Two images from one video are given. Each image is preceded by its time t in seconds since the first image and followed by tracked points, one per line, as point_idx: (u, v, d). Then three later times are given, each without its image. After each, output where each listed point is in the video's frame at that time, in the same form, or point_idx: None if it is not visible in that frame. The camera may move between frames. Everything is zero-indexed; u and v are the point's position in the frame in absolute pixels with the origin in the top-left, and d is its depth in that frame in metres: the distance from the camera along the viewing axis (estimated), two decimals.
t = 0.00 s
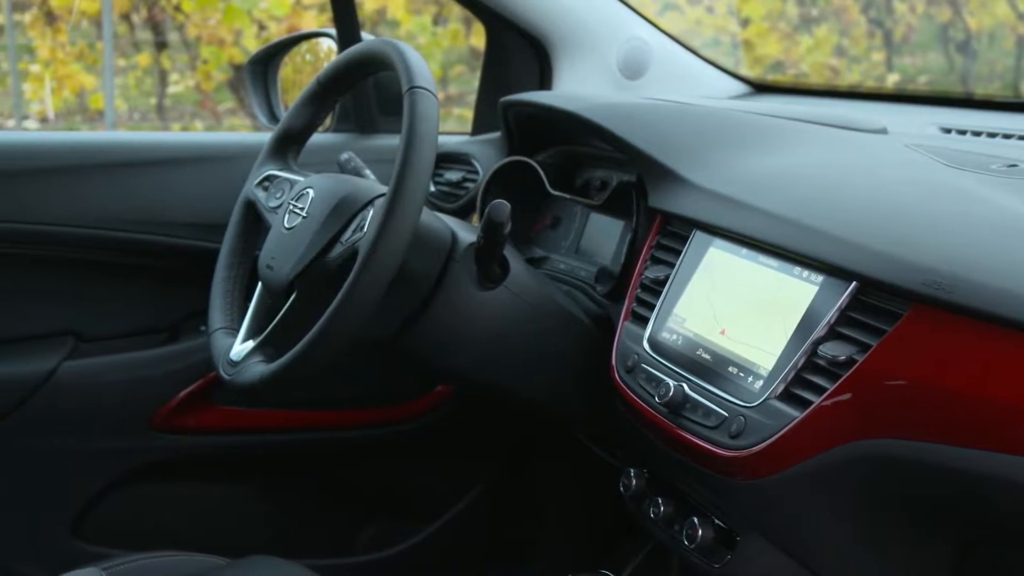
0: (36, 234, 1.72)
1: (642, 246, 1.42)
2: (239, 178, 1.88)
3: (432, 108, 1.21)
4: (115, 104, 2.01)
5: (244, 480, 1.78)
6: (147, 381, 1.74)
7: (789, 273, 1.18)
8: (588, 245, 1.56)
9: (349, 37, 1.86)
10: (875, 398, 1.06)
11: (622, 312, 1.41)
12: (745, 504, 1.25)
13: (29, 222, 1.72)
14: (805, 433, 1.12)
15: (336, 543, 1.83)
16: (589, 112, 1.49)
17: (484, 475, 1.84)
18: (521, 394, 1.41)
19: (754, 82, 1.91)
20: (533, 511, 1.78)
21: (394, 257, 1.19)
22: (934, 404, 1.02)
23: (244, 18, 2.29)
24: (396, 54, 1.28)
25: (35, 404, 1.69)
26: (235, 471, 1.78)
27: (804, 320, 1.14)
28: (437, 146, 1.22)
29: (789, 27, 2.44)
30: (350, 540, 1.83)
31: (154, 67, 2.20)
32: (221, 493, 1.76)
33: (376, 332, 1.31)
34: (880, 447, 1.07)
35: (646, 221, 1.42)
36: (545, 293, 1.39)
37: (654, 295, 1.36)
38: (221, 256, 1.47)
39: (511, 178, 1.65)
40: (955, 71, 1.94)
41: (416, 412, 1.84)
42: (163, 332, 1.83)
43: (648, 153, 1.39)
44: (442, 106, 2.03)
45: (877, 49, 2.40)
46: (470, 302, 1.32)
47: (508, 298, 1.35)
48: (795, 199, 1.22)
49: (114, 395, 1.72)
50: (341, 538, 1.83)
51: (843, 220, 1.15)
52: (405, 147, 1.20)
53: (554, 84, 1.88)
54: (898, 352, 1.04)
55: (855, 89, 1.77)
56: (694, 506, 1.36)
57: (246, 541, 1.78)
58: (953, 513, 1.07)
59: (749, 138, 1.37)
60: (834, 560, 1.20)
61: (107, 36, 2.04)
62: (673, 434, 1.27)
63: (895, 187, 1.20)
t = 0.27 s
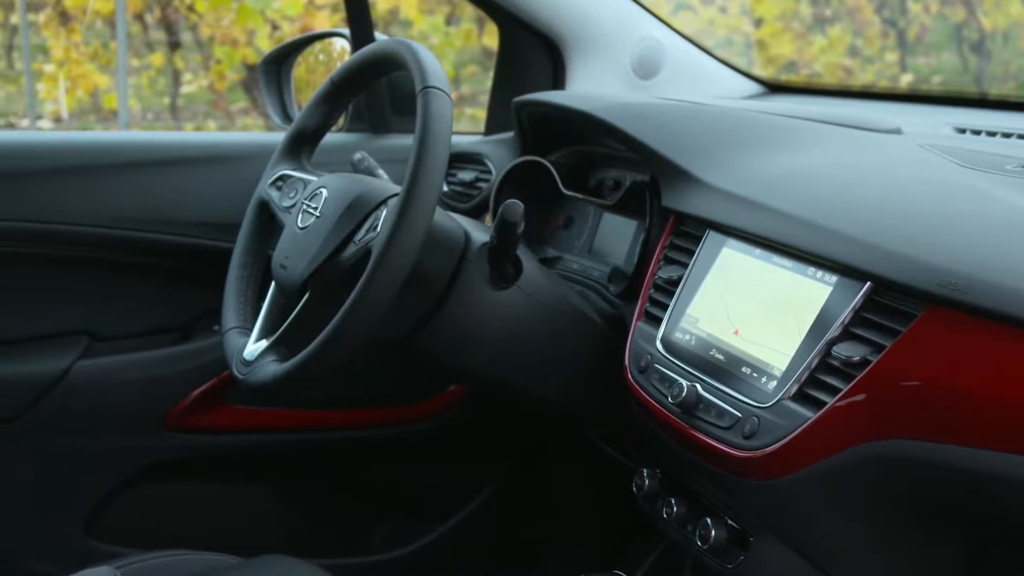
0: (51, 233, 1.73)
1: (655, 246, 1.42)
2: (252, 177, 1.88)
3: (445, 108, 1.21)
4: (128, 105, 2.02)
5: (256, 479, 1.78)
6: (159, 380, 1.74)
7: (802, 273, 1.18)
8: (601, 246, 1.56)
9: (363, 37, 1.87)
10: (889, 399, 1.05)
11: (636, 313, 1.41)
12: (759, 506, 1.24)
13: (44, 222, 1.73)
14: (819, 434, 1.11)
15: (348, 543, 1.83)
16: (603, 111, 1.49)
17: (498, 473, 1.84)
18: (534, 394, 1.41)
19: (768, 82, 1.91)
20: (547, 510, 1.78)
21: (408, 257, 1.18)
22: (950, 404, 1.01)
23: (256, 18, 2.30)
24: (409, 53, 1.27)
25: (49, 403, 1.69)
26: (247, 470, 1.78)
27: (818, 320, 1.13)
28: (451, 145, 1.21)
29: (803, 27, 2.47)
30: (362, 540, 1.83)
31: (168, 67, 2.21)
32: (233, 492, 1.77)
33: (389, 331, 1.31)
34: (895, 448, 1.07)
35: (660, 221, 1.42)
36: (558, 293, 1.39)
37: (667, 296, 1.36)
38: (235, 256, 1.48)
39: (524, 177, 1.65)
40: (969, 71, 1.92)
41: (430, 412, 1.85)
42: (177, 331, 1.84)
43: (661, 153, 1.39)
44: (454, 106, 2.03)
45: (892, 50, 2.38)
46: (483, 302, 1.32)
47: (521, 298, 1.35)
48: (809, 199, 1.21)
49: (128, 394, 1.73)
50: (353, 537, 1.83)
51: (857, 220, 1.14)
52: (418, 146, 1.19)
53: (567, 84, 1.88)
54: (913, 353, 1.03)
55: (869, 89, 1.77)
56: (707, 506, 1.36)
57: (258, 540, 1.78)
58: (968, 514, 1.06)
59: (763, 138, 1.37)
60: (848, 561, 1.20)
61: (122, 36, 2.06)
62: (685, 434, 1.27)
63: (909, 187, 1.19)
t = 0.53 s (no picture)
0: (64, 233, 1.74)
1: (667, 246, 1.42)
2: (263, 177, 1.88)
3: (457, 108, 1.21)
4: (139, 104, 2.08)
5: (265, 479, 1.78)
6: (170, 379, 1.75)
7: (814, 274, 1.17)
8: (612, 245, 1.56)
9: (374, 37, 1.87)
10: (901, 400, 1.05)
11: (647, 312, 1.41)
12: (771, 507, 1.24)
13: (57, 221, 1.74)
14: (831, 435, 1.11)
15: (358, 543, 1.83)
16: (614, 111, 1.49)
17: (507, 474, 1.84)
18: (544, 394, 1.41)
19: (779, 82, 1.90)
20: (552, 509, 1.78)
21: (419, 257, 1.18)
22: (962, 406, 1.00)
23: (268, 18, 2.29)
24: (421, 53, 1.27)
25: (61, 402, 1.70)
26: (257, 469, 1.78)
27: (830, 321, 1.13)
28: (462, 145, 1.21)
29: (814, 27, 2.47)
30: (373, 540, 1.84)
31: (180, 67, 2.21)
32: (244, 492, 1.77)
33: (401, 331, 1.31)
34: (908, 449, 1.06)
35: (671, 221, 1.42)
36: (568, 293, 1.39)
37: (678, 295, 1.36)
38: (246, 255, 1.48)
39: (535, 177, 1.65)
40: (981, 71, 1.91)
41: (443, 412, 1.86)
42: (189, 330, 1.84)
43: (672, 153, 1.39)
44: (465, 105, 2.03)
45: (904, 50, 2.35)
46: (494, 302, 1.32)
47: (532, 298, 1.35)
48: (821, 199, 1.21)
49: (140, 393, 1.73)
50: (363, 538, 1.84)
51: (870, 220, 1.14)
52: (430, 146, 1.19)
53: (579, 84, 1.88)
54: (925, 352, 1.03)
55: (880, 89, 1.77)
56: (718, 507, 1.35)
57: (268, 539, 1.78)
58: (980, 515, 1.06)
59: (774, 138, 1.37)
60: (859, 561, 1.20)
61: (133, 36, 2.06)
62: (697, 434, 1.27)
63: (921, 186, 1.19)
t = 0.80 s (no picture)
0: (74, 232, 1.74)
1: (676, 246, 1.41)
2: (273, 177, 1.89)
3: (467, 108, 1.21)
4: (149, 104, 2.09)
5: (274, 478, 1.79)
6: (179, 378, 1.75)
7: (824, 274, 1.17)
8: (621, 245, 1.56)
9: (383, 37, 1.88)
10: (912, 400, 1.05)
11: (656, 313, 1.41)
12: (781, 509, 1.24)
13: (68, 220, 1.74)
14: (841, 436, 1.11)
15: (367, 543, 1.84)
16: (624, 111, 1.49)
17: (516, 474, 1.84)
18: (553, 394, 1.41)
19: (789, 82, 1.90)
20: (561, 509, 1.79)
21: (428, 258, 1.18)
22: (974, 406, 1.00)
23: (277, 18, 2.26)
24: (432, 53, 1.27)
25: (71, 401, 1.70)
26: (266, 468, 1.79)
27: (840, 322, 1.13)
28: (472, 145, 1.21)
29: (824, 26, 2.46)
30: (381, 540, 1.85)
31: (189, 67, 2.21)
32: (253, 491, 1.77)
33: (410, 331, 1.31)
34: (919, 450, 1.06)
35: (681, 221, 1.42)
36: (578, 293, 1.39)
37: (688, 296, 1.36)
38: (256, 255, 1.48)
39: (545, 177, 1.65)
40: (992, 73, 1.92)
41: (451, 412, 1.86)
42: (198, 329, 1.85)
43: (682, 153, 1.39)
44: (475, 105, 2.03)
45: (914, 49, 2.36)
46: (503, 302, 1.32)
47: (541, 298, 1.35)
48: (831, 199, 1.21)
49: (150, 392, 1.73)
50: (371, 538, 1.84)
51: (881, 220, 1.14)
52: (440, 147, 1.19)
53: (589, 84, 1.88)
54: (937, 353, 1.03)
55: (889, 89, 1.77)
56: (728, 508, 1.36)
57: (276, 538, 1.79)
58: (992, 516, 1.06)
59: (785, 138, 1.37)
60: (870, 562, 1.20)
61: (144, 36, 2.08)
62: (707, 435, 1.26)
63: (932, 187, 1.19)
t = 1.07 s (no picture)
0: (81, 232, 1.74)
1: (683, 246, 1.41)
2: (279, 177, 1.89)
3: (474, 108, 1.21)
4: (155, 104, 2.09)
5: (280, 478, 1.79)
6: (185, 378, 1.75)
7: (831, 275, 1.17)
8: (627, 246, 1.56)
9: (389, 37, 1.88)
10: (919, 401, 1.04)
11: (662, 313, 1.41)
12: (788, 509, 1.24)
13: (74, 220, 1.74)
14: (848, 436, 1.10)
15: (373, 543, 1.84)
16: (630, 111, 1.49)
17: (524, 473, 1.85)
18: (559, 394, 1.41)
19: (796, 82, 1.90)
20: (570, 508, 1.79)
21: (434, 258, 1.18)
22: (981, 406, 1.00)
23: (284, 18, 2.30)
24: (439, 53, 1.27)
25: (78, 401, 1.70)
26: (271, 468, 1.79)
27: (846, 322, 1.13)
28: (478, 145, 1.21)
29: (830, 26, 2.50)
30: (389, 539, 1.85)
31: (196, 67, 2.22)
32: (258, 490, 1.78)
33: (417, 331, 1.31)
34: (926, 450, 1.06)
35: (686, 220, 1.42)
36: (584, 293, 1.39)
37: (694, 296, 1.36)
38: (262, 255, 1.48)
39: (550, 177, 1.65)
40: (998, 72, 1.92)
41: (456, 411, 1.86)
42: (205, 329, 1.85)
43: (688, 153, 1.39)
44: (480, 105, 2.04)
45: (920, 49, 2.32)
46: (509, 301, 1.32)
47: (547, 298, 1.35)
48: (838, 200, 1.21)
49: (157, 392, 1.74)
50: (377, 538, 1.84)
51: (887, 220, 1.13)
52: (446, 146, 1.19)
53: (595, 84, 1.88)
54: (943, 353, 1.02)
55: (896, 89, 1.77)
56: (733, 508, 1.36)
57: (282, 537, 1.79)
58: (999, 517, 1.05)
59: (791, 138, 1.37)
60: (876, 563, 1.19)
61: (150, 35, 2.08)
62: (713, 435, 1.26)
63: (939, 187, 1.18)
